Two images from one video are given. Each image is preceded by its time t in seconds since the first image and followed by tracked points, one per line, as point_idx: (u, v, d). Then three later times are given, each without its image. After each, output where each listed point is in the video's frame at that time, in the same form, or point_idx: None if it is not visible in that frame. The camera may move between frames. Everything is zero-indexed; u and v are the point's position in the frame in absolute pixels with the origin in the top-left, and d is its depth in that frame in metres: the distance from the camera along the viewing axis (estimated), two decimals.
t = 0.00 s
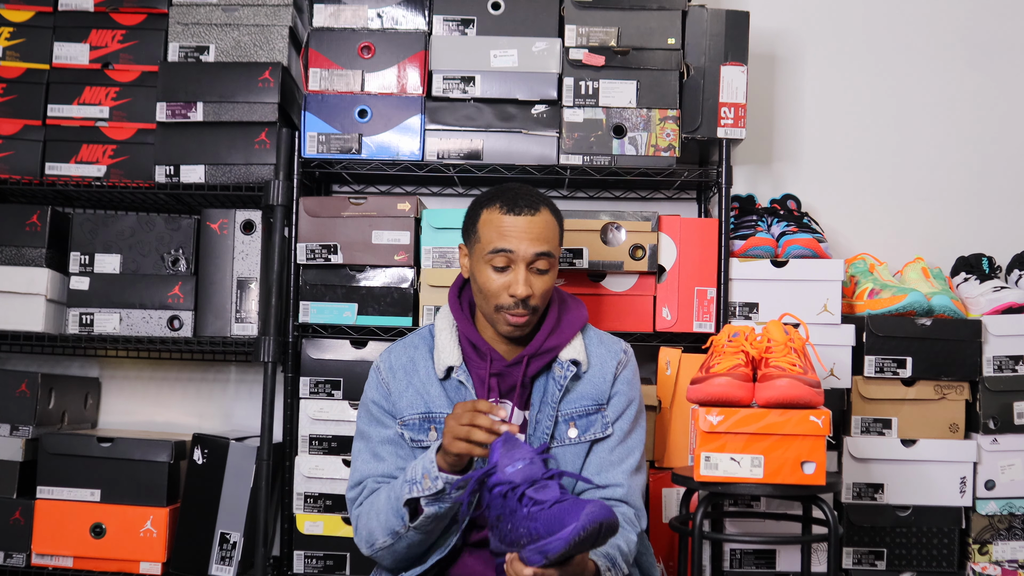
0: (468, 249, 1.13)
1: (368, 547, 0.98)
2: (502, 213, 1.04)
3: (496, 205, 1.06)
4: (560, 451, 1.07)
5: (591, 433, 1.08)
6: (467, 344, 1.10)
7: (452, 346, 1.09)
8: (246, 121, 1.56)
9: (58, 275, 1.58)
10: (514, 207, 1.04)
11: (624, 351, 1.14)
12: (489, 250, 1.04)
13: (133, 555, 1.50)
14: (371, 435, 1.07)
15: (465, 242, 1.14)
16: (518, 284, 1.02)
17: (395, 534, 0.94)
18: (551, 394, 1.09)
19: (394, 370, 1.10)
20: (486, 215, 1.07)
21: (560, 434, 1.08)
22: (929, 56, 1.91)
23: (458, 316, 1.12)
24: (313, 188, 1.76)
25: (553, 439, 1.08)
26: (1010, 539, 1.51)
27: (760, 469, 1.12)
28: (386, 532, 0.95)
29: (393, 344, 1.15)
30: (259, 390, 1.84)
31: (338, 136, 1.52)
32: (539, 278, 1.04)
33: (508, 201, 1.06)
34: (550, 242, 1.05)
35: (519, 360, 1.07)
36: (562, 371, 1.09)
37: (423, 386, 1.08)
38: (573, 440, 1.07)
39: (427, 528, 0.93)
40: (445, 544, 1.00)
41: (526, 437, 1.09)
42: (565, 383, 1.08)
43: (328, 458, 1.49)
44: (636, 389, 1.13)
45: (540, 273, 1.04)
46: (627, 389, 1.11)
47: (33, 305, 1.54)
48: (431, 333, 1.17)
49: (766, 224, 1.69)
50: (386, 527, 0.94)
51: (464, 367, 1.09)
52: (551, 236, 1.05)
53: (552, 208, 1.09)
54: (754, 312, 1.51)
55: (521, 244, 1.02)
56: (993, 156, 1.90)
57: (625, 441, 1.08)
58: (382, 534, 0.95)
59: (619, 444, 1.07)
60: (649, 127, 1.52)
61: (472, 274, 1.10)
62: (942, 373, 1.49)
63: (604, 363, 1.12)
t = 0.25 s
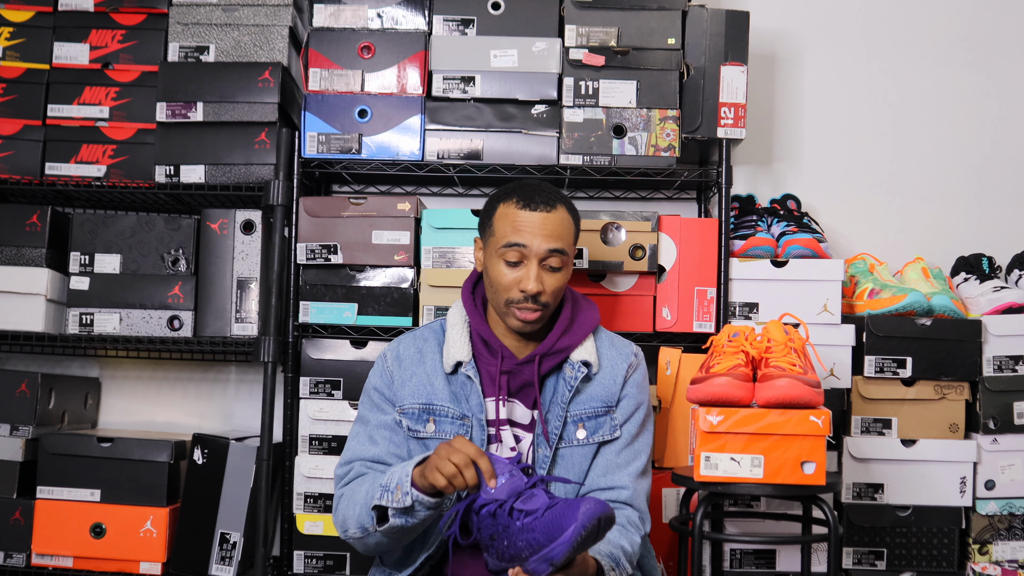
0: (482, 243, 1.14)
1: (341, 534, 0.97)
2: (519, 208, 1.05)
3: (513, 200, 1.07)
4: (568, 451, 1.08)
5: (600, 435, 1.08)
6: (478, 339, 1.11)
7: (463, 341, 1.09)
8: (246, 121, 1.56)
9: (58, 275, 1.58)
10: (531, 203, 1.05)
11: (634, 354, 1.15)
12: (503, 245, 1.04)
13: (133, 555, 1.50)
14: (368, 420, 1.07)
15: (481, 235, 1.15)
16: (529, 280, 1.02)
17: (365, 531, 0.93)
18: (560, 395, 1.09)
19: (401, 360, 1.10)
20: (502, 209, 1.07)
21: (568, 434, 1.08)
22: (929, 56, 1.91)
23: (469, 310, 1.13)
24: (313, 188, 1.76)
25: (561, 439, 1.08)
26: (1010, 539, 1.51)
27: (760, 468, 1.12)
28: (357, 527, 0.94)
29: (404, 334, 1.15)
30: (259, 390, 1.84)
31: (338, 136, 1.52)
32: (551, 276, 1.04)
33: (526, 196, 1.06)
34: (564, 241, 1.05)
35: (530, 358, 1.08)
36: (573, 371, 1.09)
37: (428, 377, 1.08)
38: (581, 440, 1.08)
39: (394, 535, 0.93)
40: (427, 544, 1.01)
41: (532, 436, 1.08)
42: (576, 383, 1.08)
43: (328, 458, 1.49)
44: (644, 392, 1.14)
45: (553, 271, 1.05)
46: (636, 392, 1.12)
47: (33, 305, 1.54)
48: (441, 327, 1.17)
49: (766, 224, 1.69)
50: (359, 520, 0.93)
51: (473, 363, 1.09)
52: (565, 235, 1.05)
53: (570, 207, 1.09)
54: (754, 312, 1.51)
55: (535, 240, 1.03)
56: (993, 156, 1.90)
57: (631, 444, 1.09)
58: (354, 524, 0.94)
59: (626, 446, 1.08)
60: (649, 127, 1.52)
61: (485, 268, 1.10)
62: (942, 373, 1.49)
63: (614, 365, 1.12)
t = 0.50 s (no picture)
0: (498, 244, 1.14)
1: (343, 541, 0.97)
2: (537, 208, 1.05)
3: (532, 200, 1.07)
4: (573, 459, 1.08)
5: (606, 443, 1.09)
6: (488, 345, 1.10)
7: (471, 349, 1.08)
8: (246, 121, 1.56)
9: (58, 275, 1.58)
10: (550, 202, 1.05)
11: (643, 362, 1.16)
12: (520, 243, 1.05)
13: (132, 555, 1.50)
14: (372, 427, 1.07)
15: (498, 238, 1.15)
16: (543, 279, 1.02)
17: (365, 535, 0.93)
18: (568, 402, 1.09)
19: (407, 366, 1.10)
20: (521, 209, 1.08)
21: (573, 442, 1.09)
22: (929, 56, 1.91)
23: (480, 313, 1.12)
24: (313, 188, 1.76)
25: (567, 446, 1.09)
26: (1010, 539, 1.51)
27: (760, 469, 1.12)
28: (357, 532, 0.93)
29: (410, 339, 1.15)
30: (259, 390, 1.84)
31: (338, 136, 1.52)
32: (566, 277, 1.04)
33: (545, 197, 1.07)
34: (581, 243, 1.05)
35: (542, 365, 1.08)
36: (583, 379, 1.09)
37: (435, 385, 1.08)
38: (586, 448, 1.08)
39: (390, 539, 0.92)
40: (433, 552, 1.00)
41: (536, 442, 1.08)
42: (584, 392, 1.09)
43: (328, 458, 1.49)
44: (652, 400, 1.14)
45: (568, 273, 1.05)
46: (644, 400, 1.12)
47: (33, 305, 1.54)
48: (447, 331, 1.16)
49: (766, 224, 1.69)
50: (358, 526, 0.93)
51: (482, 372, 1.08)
52: (582, 237, 1.06)
53: (589, 214, 1.10)
54: (754, 312, 1.51)
55: (552, 239, 1.03)
56: (993, 156, 1.90)
57: (636, 452, 1.10)
58: (354, 530, 0.94)
59: (632, 454, 1.09)
60: (649, 127, 1.52)
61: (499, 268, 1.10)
62: (942, 373, 1.49)
63: (623, 373, 1.13)
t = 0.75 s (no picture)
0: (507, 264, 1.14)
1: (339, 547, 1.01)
2: (544, 235, 1.04)
3: (541, 225, 1.06)
4: (583, 466, 1.08)
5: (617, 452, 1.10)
6: (498, 357, 1.12)
7: (476, 358, 1.09)
8: (246, 121, 1.56)
9: (58, 275, 1.58)
10: (557, 231, 1.04)
11: (653, 369, 1.17)
12: (526, 270, 1.04)
13: (133, 555, 1.50)
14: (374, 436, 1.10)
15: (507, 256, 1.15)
16: (547, 311, 1.02)
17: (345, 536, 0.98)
18: (580, 411, 1.10)
19: (409, 374, 1.12)
20: (529, 235, 1.07)
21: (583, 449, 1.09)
22: (929, 56, 1.91)
23: (490, 326, 1.13)
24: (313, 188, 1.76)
25: (577, 454, 1.09)
26: (1010, 539, 1.51)
27: (760, 469, 1.12)
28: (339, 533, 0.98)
29: (413, 346, 1.17)
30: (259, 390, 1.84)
31: (338, 136, 1.52)
32: (573, 306, 1.04)
33: (553, 223, 1.05)
34: (590, 271, 1.04)
35: (553, 377, 1.09)
36: (595, 389, 1.10)
37: (436, 394, 1.10)
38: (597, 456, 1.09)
39: (362, 536, 0.96)
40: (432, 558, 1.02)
41: (544, 449, 1.09)
42: (597, 402, 1.09)
43: (328, 458, 1.49)
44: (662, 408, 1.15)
45: (574, 302, 1.04)
46: (654, 408, 1.13)
47: (32, 305, 1.54)
48: (452, 339, 1.18)
49: (766, 224, 1.69)
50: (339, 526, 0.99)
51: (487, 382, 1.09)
52: (591, 265, 1.04)
53: (600, 239, 1.08)
54: (754, 312, 1.51)
55: (559, 270, 1.02)
56: (993, 156, 1.90)
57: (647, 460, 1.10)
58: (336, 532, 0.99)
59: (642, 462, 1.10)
60: (649, 127, 1.52)
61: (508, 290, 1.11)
62: (941, 373, 1.50)
63: (635, 381, 1.14)
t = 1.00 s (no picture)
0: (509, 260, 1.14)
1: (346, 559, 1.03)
2: (547, 222, 1.05)
3: (543, 214, 1.07)
4: (589, 466, 1.10)
5: (622, 452, 1.11)
6: (502, 358, 1.10)
7: (484, 364, 1.08)
8: (246, 121, 1.56)
9: (58, 275, 1.58)
10: (560, 217, 1.05)
11: (656, 367, 1.17)
12: (531, 259, 1.05)
13: (132, 555, 1.50)
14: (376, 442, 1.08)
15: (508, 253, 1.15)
16: (557, 295, 1.02)
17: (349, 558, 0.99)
18: (586, 412, 1.10)
19: (413, 380, 1.10)
20: (531, 224, 1.08)
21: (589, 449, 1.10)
22: (929, 56, 1.91)
23: (493, 325, 1.12)
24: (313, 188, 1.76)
25: (584, 454, 1.10)
26: (1010, 539, 1.51)
27: (760, 469, 1.12)
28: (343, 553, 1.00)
29: (415, 348, 1.14)
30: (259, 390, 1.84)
31: (338, 136, 1.52)
32: (580, 292, 1.04)
33: (555, 211, 1.07)
34: (594, 256, 1.05)
35: (560, 379, 1.09)
36: (602, 390, 1.10)
37: (441, 401, 1.09)
38: (603, 456, 1.10)
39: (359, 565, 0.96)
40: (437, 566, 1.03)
41: (550, 450, 1.10)
42: (604, 402, 1.10)
43: (328, 458, 1.49)
44: (665, 405, 1.17)
45: (581, 287, 1.04)
46: (658, 406, 1.15)
47: (32, 305, 1.54)
48: (455, 340, 1.16)
49: (766, 224, 1.69)
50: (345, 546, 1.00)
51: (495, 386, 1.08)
52: (595, 250, 1.05)
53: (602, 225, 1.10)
54: (754, 312, 1.51)
55: (564, 254, 1.03)
56: (993, 156, 1.90)
57: (651, 458, 1.12)
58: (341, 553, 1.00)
59: (647, 461, 1.12)
60: (649, 127, 1.52)
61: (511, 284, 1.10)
62: (941, 373, 1.50)
63: (639, 380, 1.14)
